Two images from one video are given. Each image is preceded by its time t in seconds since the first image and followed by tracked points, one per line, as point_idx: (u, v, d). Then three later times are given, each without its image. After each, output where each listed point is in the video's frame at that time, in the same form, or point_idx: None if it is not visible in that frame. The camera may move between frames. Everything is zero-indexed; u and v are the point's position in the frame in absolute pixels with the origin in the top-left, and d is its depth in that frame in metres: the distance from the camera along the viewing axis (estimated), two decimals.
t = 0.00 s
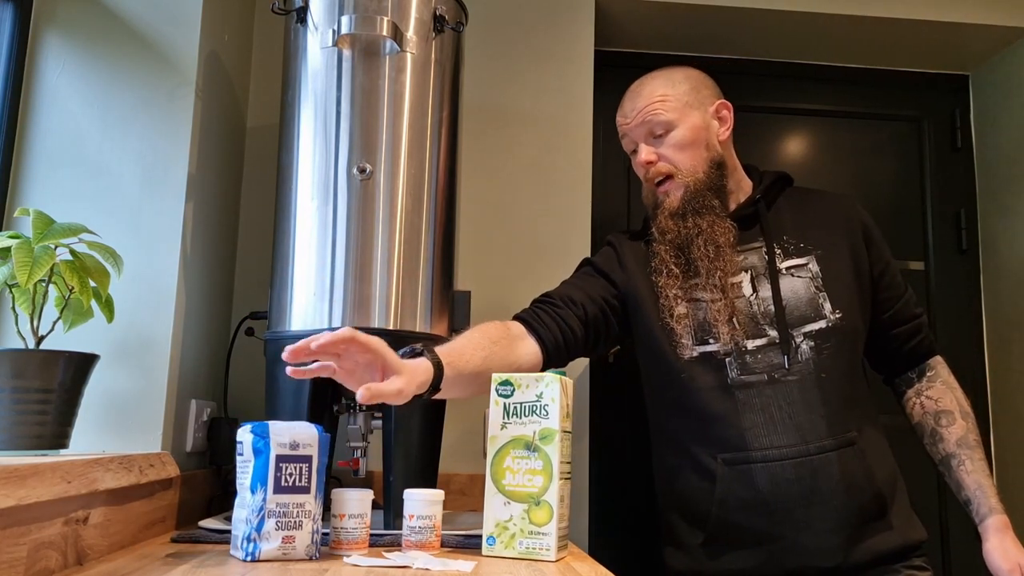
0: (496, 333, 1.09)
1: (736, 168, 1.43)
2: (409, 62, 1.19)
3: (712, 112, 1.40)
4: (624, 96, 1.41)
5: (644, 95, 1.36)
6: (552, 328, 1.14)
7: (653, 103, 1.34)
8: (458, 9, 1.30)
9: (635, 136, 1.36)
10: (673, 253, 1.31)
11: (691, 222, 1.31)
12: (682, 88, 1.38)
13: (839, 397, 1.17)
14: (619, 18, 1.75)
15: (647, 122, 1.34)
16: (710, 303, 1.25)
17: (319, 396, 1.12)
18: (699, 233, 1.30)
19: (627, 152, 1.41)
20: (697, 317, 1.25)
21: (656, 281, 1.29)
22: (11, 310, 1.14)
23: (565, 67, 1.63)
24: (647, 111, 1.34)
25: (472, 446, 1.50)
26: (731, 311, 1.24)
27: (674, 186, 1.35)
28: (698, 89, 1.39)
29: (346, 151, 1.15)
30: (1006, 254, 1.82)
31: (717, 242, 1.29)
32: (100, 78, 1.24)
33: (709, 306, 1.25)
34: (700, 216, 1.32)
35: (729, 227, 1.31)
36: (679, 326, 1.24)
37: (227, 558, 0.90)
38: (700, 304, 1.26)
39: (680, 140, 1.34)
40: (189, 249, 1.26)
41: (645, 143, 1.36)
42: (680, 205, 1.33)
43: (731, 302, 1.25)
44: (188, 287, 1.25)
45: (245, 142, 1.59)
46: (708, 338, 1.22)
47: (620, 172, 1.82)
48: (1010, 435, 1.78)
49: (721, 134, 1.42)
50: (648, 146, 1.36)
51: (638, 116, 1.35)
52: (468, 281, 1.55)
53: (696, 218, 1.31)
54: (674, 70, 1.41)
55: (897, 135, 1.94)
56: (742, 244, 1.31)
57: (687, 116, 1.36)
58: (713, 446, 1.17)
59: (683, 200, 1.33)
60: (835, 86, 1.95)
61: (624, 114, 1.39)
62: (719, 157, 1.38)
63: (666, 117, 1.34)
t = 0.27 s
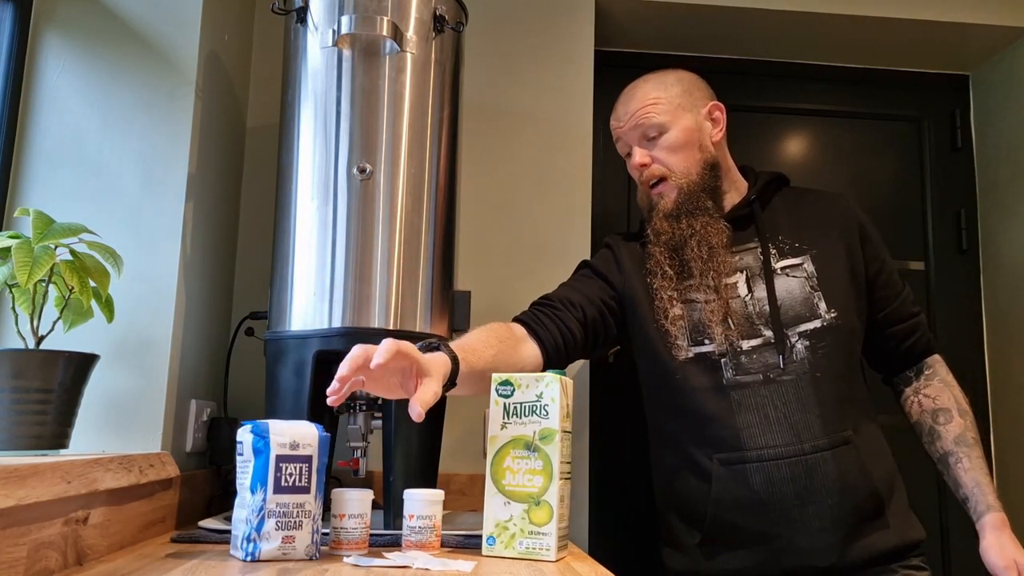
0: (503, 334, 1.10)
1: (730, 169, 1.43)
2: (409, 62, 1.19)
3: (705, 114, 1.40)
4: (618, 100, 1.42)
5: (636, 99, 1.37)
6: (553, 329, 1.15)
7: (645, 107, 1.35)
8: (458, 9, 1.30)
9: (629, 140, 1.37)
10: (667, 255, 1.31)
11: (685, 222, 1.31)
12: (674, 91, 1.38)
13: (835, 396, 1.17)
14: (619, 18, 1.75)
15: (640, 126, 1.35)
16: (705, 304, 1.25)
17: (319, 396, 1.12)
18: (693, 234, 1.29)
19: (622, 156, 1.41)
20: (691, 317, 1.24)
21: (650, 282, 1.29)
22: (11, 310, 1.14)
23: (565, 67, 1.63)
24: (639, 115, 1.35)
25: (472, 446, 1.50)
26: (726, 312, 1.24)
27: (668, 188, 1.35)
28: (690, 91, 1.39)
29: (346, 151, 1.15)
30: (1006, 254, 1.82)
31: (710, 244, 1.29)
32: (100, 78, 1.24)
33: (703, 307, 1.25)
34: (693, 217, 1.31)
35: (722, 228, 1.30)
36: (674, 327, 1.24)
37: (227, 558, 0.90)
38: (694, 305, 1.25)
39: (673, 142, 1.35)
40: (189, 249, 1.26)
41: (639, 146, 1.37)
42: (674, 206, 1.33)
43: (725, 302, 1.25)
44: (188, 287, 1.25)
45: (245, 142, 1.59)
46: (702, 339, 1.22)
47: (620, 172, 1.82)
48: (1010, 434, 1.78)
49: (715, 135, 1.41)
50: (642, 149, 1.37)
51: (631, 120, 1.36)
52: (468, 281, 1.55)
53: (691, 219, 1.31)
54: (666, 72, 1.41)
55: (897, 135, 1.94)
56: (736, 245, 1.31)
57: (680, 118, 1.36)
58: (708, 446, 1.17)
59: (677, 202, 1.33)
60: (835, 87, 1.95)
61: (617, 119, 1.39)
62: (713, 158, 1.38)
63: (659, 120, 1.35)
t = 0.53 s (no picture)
0: (504, 345, 1.06)
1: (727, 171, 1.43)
2: (409, 62, 1.19)
3: (702, 114, 1.41)
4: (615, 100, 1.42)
5: (634, 99, 1.37)
6: (554, 333, 1.14)
7: (644, 107, 1.35)
8: (458, 9, 1.31)
9: (627, 140, 1.37)
10: (663, 255, 1.31)
11: (680, 222, 1.31)
12: (672, 91, 1.38)
13: (832, 396, 1.17)
14: (619, 18, 1.75)
15: (638, 126, 1.35)
16: (703, 304, 1.25)
17: (319, 396, 1.12)
18: (689, 233, 1.29)
19: (620, 156, 1.41)
20: (689, 318, 1.25)
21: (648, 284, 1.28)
22: (12, 310, 1.14)
23: (565, 67, 1.63)
24: (638, 115, 1.35)
25: (472, 446, 1.50)
26: (723, 313, 1.24)
27: (664, 186, 1.35)
28: (689, 92, 1.40)
29: (346, 151, 1.16)
30: (1005, 254, 1.83)
31: (706, 243, 1.29)
32: (101, 78, 1.24)
33: (700, 308, 1.25)
34: (689, 216, 1.32)
35: (718, 228, 1.30)
36: (671, 328, 1.24)
37: (227, 557, 0.90)
38: (691, 306, 1.25)
39: (671, 142, 1.35)
40: (189, 250, 1.26)
41: (637, 146, 1.36)
42: (670, 205, 1.33)
43: (722, 302, 1.25)
44: (189, 287, 1.26)
45: (246, 142, 1.59)
46: (700, 339, 1.22)
47: (620, 172, 1.82)
48: (1009, 435, 1.78)
49: (712, 136, 1.42)
50: (640, 148, 1.37)
51: (630, 120, 1.36)
52: (468, 282, 1.55)
53: (686, 219, 1.31)
54: (664, 73, 1.42)
55: (897, 135, 1.94)
56: (732, 245, 1.31)
57: (678, 119, 1.36)
58: (707, 446, 1.17)
59: (673, 201, 1.33)
60: (835, 87, 1.95)
61: (615, 119, 1.39)
62: (711, 158, 1.39)
63: (657, 119, 1.35)
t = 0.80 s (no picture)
0: (510, 356, 1.05)
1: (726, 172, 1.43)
2: (409, 62, 1.19)
3: (709, 112, 1.42)
4: (623, 92, 1.40)
5: (647, 91, 1.36)
6: (561, 336, 1.13)
7: (657, 99, 1.35)
8: (458, 9, 1.31)
9: (637, 132, 1.36)
10: (669, 253, 1.30)
11: (689, 218, 1.30)
12: (683, 87, 1.38)
13: (831, 396, 1.17)
14: (618, 18, 1.75)
15: (651, 117, 1.34)
16: (704, 304, 1.24)
17: (319, 396, 1.12)
18: (697, 231, 1.29)
19: (626, 148, 1.40)
20: (689, 318, 1.24)
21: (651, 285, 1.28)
22: (12, 310, 1.15)
23: (566, 67, 1.63)
24: (650, 107, 1.34)
25: (472, 446, 1.50)
26: (723, 313, 1.23)
27: (673, 180, 1.34)
28: (697, 89, 1.40)
29: (346, 151, 1.16)
30: (1005, 253, 1.83)
31: (714, 241, 1.28)
32: (101, 78, 1.24)
33: (702, 308, 1.24)
34: (699, 212, 1.31)
35: (726, 227, 1.30)
36: (674, 328, 1.24)
37: (227, 558, 0.90)
38: (693, 307, 1.25)
39: (683, 136, 1.35)
40: (190, 250, 1.26)
41: (647, 138, 1.35)
42: (679, 200, 1.32)
43: (723, 302, 1.24)
44: (189, 287, 1.26)
45: (246, 142, 1.59)
46: (701, 340, 1.22)
47: (620, 172, 1.82)
48: (1009, 434, 1.78)
49: (716, 134, 1.43)
50: (651, 141, 1.35)
51: (642, 111, 1.35)
52: (468, 282, 1.55)
53: (694, 215, 1.31)
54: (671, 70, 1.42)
55: (897, 135, 1.94)
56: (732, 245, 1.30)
57: (689, 114, 1.36)
58: (707, 447, 1.17)
59: (683, 196, 1.32)
60: (835, 87, 1.95)
61: (624, 110, 1.38)
62: (717, 156, 1.39)
63: (670, 112, 1.34)
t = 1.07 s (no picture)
0: (510, 357, 1.04)
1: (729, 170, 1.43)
2: (409, 62, 1.19)
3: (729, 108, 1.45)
4: (654, 73, 1.40)
5: (681, 74, 1.37)
6: (559, 335, 1.12)
7: (693, 84, 1.35)
8: (458, 9, 1.31)
9: (671, 112, 1.35)
10: (704, 239, 1.29)
11: (722, 205, 1.31)
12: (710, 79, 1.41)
13: (831, 396, 1.18)
14: (618, 18, 1.75)
15: (687, 99, 1.35)
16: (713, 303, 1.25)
17: (319, 396, 1.12)
18: (734, 219, 1.29)
19: (653, 129, 1.38)
20: (690, 318, 1.24)
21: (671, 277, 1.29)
22: (12, 310, 1.15)
23: (566, 67, 1.64)
24: (688, 90, 1.35)
25: (472, 445, 1.50)
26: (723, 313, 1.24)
27: (707, 166, 1.35)
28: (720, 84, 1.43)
29: (346, 151, 1.16)
30: (1005, 253, 1.83)
31: (753, 230, 1.28)
32: (101, 78, 1.24)
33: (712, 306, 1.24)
34: (730, 199, 1.32)
35: (760, 218, 1.30)
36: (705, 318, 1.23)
37: (227, 558, 0.90)
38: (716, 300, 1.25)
39: (715, 124, 1.36)
40: (189, 250, 1.26)
41: (682, 120, 1.35)
42: (712, 185, 1.32)
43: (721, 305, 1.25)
44: (189, 287, 1.26)
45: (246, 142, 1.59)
46: (702, 338, 1.22)
47: (620, 172, 1.82)
48: (1009, 434, 1.78)
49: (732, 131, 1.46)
50: (683, 122, 1.35)
51: (679, 93, 1.35)
52: (468, 281, 1.55)
53: (730, 202, 1.31)
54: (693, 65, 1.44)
55: (897, 135, 1.94)
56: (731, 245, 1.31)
57: (719, 104, 1.38)
58: (707, 447, 1.17)
59: (716, 182, 1.33)
60: (835, 87, 1.95)
61: (658, 90, 1.37)
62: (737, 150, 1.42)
63: (703, 97, 1.36)
